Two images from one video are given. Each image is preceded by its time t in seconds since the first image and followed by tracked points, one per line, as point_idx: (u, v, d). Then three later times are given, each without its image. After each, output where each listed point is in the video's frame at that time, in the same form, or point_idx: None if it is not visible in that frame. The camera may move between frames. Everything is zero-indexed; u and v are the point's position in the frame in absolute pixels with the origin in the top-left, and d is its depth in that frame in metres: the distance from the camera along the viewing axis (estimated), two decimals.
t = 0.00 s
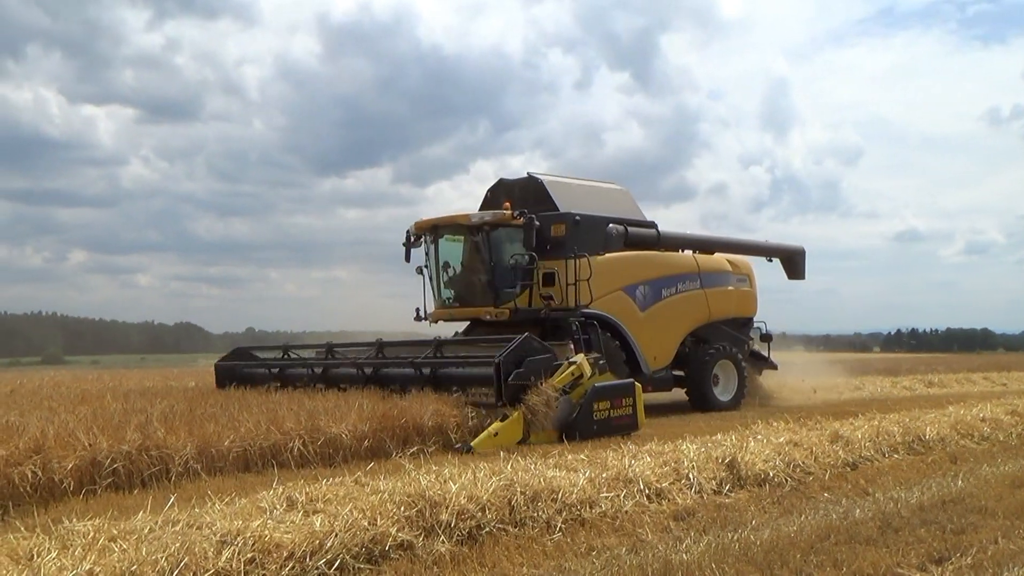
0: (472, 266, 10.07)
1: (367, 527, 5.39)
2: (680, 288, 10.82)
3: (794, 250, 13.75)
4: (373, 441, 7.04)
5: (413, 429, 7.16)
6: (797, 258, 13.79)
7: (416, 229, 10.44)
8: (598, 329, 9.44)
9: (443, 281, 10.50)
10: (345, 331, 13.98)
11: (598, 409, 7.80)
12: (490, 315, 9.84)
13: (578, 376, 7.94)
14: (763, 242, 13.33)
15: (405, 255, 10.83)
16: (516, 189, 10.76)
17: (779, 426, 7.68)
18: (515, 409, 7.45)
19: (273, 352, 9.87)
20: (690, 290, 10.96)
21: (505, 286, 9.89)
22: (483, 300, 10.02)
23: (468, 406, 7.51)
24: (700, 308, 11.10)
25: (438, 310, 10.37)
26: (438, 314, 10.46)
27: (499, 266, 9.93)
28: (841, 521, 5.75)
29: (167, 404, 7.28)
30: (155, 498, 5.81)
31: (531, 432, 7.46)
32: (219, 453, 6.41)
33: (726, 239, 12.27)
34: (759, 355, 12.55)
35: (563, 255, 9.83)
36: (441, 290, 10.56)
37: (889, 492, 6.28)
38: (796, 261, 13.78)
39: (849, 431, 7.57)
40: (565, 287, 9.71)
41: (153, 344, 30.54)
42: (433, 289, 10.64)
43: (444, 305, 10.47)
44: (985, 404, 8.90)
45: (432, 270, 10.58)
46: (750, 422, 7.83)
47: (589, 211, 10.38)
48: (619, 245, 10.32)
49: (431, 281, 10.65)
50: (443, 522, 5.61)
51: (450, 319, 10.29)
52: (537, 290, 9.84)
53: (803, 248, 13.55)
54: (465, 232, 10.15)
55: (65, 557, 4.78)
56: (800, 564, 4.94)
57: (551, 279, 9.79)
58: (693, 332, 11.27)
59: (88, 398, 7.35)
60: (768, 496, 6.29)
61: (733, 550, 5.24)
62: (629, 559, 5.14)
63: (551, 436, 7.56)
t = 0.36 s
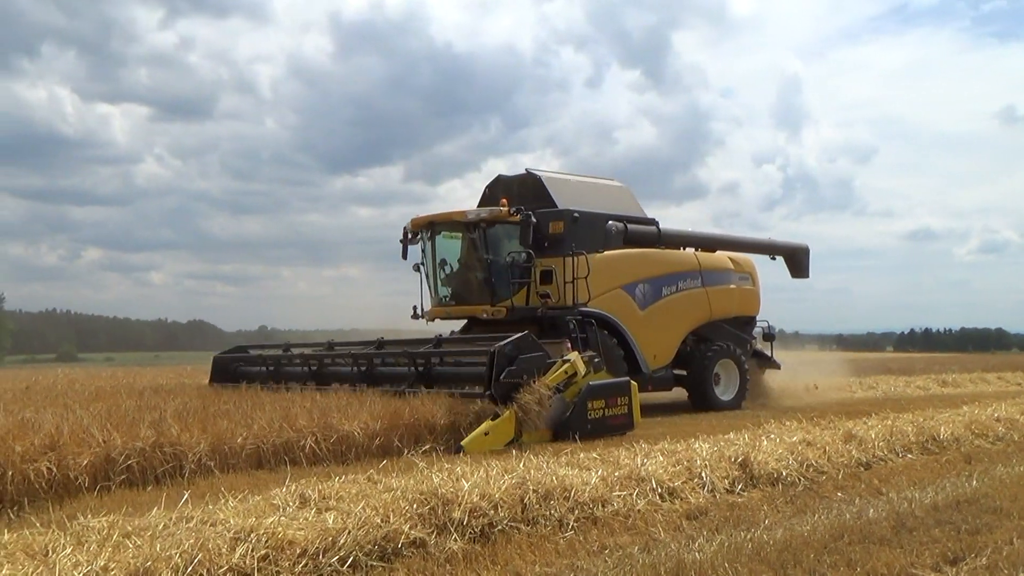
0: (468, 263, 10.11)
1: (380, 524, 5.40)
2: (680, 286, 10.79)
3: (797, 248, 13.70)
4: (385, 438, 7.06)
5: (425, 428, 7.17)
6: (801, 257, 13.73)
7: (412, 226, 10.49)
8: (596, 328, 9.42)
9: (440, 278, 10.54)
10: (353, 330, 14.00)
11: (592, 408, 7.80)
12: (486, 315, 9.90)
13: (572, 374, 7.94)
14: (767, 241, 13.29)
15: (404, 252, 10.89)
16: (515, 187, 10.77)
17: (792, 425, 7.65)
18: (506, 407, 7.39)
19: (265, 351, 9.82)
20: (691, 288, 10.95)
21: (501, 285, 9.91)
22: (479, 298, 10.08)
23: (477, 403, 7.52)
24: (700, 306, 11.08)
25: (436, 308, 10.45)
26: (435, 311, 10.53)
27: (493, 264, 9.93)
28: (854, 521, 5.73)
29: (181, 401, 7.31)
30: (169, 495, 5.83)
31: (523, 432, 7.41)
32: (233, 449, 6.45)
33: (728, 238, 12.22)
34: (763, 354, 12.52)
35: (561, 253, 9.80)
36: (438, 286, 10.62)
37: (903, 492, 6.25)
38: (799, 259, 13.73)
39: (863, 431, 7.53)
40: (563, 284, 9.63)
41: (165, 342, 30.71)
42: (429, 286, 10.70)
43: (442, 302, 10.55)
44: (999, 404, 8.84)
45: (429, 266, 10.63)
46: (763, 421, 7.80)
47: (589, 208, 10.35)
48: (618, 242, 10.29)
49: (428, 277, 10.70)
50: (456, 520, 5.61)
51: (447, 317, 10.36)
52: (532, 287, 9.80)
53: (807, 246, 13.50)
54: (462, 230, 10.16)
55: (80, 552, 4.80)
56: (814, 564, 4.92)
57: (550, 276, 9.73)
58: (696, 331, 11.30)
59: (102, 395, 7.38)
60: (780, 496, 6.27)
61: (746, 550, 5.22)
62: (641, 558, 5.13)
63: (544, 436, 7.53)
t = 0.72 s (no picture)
0: (467, 262, 10.14)
1: (396, 523, 5.40)
2: (683, 285, 10.76)
3: (804, 246, 13.64)
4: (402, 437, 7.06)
5: (441, 428, 7.19)
6: (808, 255, 13.68)
7: (412, 224, 10.52)
8: (597, 328, 9.34)
9: (439, 277, 10.56)
10: (365, 330, 14.03)
11: (588, 409, 7.65)
12: (485, 315, 9.93)
13: (568, 375, 7.73)
14: (775, 239, 13.24)
15: (404, 251, 10.94)
16: (515, 184, 10.77)
17: (808, 425, 7.61)
18: (500, 408, 7.19)
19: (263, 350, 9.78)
20: (693, 287, 10.92)
21: (500, 285, 9.93)
22: (478, 296, 10.11)
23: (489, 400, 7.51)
24: (703, 304, 11.03)
25: (435, 307, 10.50)
26: (434, 310, 10.55)
27: (492, 263, 9.95)
28: (871, 522, 5.70)
29: (196, 400, 7.33)
30: (185, 493, 5.86)
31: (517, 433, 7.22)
32: (248, 449, 6.47)
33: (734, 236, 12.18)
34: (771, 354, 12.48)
35: (560, 252, 9.76)
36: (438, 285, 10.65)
37: (920, 493, 6.21)
38: (806, 258, 13.67)
39: (879, 431, 7.49)
40: (563, 283, 9.57)
41: (178, 340, 30.86)
42: (428, 285, 10.73)
43: (441, 301, 10.57)
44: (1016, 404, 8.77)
45: (428, 265, 10.66)
46: (779, 421, 7.76)
47: (590, 206, 10.32)
48: (620, 240, 10.27)
49: (427, 277, 10.73)
50: (471, 519, 5.60)
51: (445, 316, 10.38)
52: (532, 286, 9.75)
53: (813, 244, 13.45)
54: (461, 228, 10.19)
55: (98, 550, 4.83)
56: (830, 565, 4.89)
57: (550, 275, 9.66)
58: (699, 331, 11.29)
59: (119, 394, 7.43)
60: (795, 496, 6.24)
61: (762, 550, 5.20)
62: (656, 558, 5.12)
63: (538, 437, 7.33)
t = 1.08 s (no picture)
0: (467, 262, 10.05)
1: (413, 522, 5.41)
2: (687, 283, 10.72)
3: (812, 243, 13.56)
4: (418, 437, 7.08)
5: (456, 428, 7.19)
6: (817, 252, 13.60)
7: (412, 223, 10.45)
8: (597, 328, 9.33)
9: (439, 276, 10.48)
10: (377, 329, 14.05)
11: (585, 411, 7.48)
12: (485, 314, 9.83)
13: (564, 376, 7.50)
14: (783, 236, 13.16)
15: (405, 250, 10.87)
16: (517, 181, 10.67)
17: (826, 425, 7.57)
18: (493, 411, 7.04)
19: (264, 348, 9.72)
20: (698, 286, 10.89)
21: (499, 284, 9.86)
22: (478, 296, 10.02)
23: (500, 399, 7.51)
24: (707, 303, 11.00)
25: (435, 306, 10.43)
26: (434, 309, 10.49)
27: (491, 263, 9.86)
28: (890, 523, 5.66)
29: (214, 398, 7.37)
30: (203, 491, 5.88)
31: (510, 436, 7.08)
32: (266, 446, 6.49)
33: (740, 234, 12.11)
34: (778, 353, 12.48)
35: (560, 250, 9.71)
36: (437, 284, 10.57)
37: (941, 493, 6.16)
38: (814, 256, 13.59)
39: (898, 431, 7.44)
40: (563, 283, 9.54)
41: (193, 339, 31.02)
42: (428, 284, 10.66)
43: (441, 300, 10.50)
44: None
45: (428, 264, 10.59)
46: (796, 421, 7.71)
47: (591, 204, 10.27)
48: (622, 238, 10.24)
49: (427, 276, 10.67)
50: (488, 518, 5.60)
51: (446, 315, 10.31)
52: (532, 286, 9.70)
53: (822, 241, 13.37)
54: (460, 227, 10.09)
55: (117, 547, 4.85)
56: (849, 566, 4.86)
57: (550, 275, 9.63)
58: (705, 330, 11.25)
59: (136, 392, 7.47)
60: (813, 497, 6.21)
61: (781, 550, 5.18)
62: (674, 558, 5.10)
63: (532, 440, 7.19)
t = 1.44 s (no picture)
0: (464, 260, 9.98)
1: (429, 521, 5.41)
2: (688, 282, 10.68)
3: (817, 241, 13.49)
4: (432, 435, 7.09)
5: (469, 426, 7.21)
6: (823, 249, 13.53)
7: (410, 222, 10.40)
8: (596, 328, 9.28)
9: (437, 276, 10.43)
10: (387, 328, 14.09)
11: (579, 412, 7.38)
12: (481, 314, 9.73)
13: (558, 376, 7.41)
14: (788, 234, 13.10)
15: (403, 248, 10.82)
16: (517, 178, 10.64)
17: (844, 425, 7.53)
18: (484, 412, 6.94)
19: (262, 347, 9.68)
20: (700, 284, 10.85)
21: (496, 284, 9.77)
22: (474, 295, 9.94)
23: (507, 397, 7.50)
24: (709, 301, 10.96)
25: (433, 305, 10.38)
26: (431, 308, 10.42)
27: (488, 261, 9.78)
28: (907, 524, 5.62)
29: (230, 397, 7.40)
30: (221, 489, 5.91)
31: (502, 437, 6.95)
32: (282, 445, 6.52)
33: (744, 232, 12.06)
34: (783, 353, 12.60)
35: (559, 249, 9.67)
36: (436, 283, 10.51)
37: (959, 494, 6.11)
38: (820, 253, 13.52)
39: (916, 431, 7.40)
40: (563, 281, 9.53)
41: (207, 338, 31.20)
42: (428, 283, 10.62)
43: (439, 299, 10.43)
44: None
45: (427, 263, 10.54)
46: (813, 421, 7.68)
47: (591, 201, 10.24)
48: (623, 237, 10.20)
49: (426, 275, 10.64)
50: (503, 517, 5.60)
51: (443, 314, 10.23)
52: (532, 285, 9.68)
53: (829, 238, 13.30)
54: (458, 225, 10.02)
55: (135, 544, 4.88)
56: (867, 567, 4.83)
57: (549, 274, 9.62)
58: (709, 329, 11.29)
59: (154, 390, 7.51)
60: (830, 497, 6.17)
61: (797, 551, 5.15)
62: (690, 558, 5.08)
63: (526, 442, 7.04)
